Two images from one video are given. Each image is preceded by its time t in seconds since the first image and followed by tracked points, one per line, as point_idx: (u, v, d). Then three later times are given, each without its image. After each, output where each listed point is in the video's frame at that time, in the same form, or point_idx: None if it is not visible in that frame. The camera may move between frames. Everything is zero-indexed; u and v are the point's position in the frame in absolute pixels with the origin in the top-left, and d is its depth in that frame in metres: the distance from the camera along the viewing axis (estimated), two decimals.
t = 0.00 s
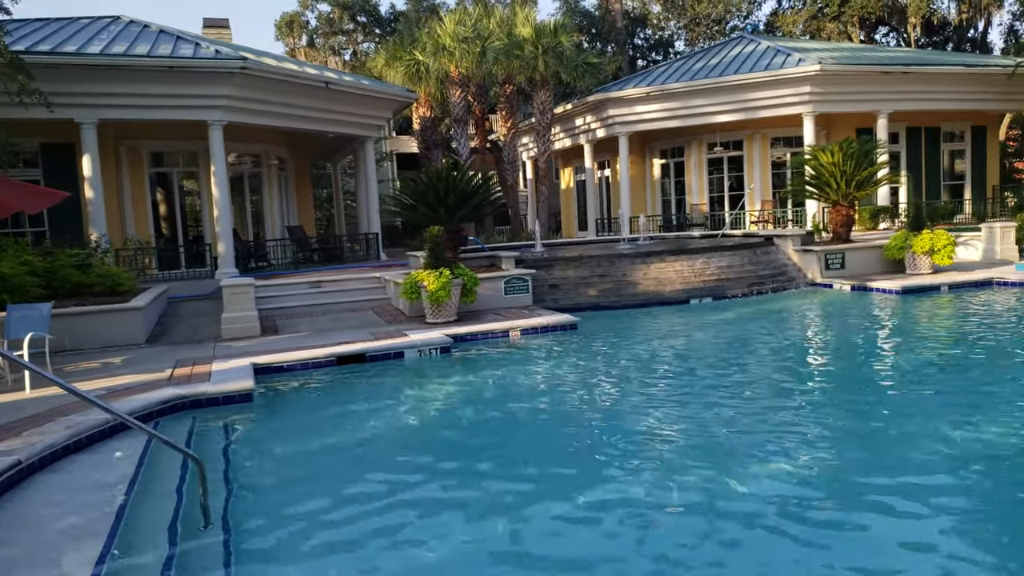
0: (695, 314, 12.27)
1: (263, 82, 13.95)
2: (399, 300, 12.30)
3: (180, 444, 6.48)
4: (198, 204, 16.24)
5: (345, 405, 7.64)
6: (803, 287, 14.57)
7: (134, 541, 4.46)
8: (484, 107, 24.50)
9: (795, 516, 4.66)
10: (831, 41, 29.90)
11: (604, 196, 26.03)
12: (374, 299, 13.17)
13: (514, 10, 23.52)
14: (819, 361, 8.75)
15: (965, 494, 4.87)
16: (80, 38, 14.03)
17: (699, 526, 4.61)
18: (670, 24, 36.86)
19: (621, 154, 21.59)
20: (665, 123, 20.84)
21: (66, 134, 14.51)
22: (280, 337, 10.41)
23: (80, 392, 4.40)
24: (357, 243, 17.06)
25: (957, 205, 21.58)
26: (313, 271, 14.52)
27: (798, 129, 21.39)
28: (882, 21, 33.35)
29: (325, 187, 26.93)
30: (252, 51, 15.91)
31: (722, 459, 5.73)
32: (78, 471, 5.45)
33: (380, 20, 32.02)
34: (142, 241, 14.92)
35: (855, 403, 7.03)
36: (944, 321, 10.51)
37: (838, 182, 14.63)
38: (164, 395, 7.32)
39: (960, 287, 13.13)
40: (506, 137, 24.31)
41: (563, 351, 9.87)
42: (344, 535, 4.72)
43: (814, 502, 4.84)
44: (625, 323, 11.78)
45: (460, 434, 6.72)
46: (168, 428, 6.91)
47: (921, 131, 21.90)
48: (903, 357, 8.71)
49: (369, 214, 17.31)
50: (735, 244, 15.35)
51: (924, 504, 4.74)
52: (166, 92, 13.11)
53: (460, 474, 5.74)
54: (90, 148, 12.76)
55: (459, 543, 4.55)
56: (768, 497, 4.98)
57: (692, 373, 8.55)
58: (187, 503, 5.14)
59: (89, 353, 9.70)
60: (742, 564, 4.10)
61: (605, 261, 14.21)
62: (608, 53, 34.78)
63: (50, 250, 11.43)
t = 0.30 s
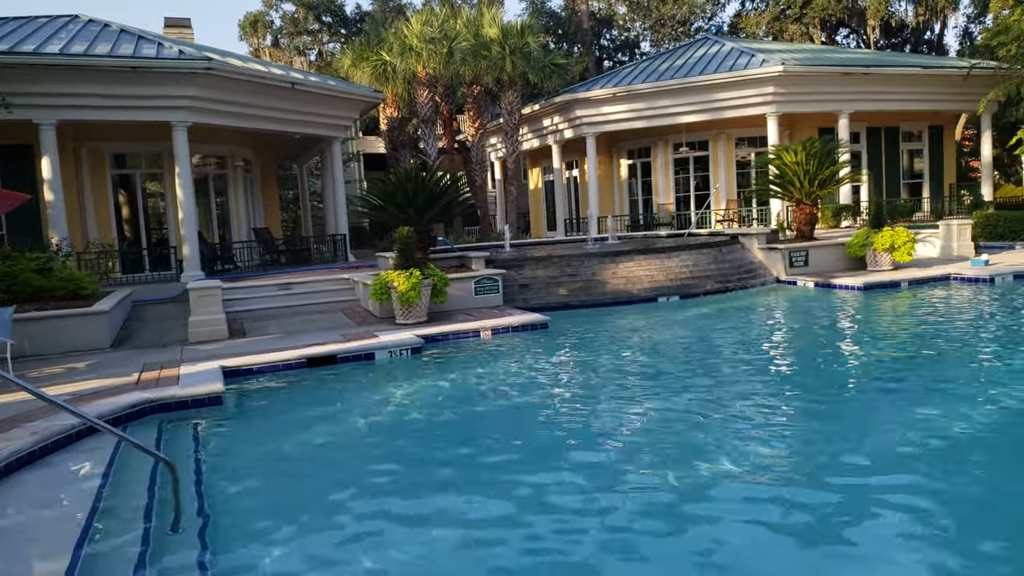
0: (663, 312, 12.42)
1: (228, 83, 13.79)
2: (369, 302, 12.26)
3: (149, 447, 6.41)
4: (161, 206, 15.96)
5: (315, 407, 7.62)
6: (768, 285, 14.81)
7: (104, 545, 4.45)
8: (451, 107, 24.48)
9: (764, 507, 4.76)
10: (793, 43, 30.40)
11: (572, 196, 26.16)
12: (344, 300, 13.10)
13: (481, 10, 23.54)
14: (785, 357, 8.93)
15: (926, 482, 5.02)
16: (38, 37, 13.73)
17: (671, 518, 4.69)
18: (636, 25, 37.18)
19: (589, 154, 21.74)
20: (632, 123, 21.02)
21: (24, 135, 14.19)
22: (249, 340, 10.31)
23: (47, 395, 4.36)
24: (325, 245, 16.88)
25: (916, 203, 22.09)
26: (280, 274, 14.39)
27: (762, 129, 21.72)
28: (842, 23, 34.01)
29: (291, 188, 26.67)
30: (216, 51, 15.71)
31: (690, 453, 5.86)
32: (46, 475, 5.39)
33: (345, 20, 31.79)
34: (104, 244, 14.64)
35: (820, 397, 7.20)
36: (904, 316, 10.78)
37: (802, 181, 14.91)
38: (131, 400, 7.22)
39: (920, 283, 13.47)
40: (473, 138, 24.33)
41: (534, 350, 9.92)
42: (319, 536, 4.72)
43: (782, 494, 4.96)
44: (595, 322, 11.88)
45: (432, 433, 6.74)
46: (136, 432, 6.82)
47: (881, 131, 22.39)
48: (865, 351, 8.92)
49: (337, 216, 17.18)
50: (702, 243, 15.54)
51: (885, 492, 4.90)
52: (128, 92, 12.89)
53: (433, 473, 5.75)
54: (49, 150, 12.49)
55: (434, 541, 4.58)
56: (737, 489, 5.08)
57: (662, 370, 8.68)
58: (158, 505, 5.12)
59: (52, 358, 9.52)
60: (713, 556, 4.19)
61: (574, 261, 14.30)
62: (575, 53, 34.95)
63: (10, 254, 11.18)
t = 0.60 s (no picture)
0: (616, 309, 12.56)
1: (173, 80, 13.47)
2: (321, 302, 12.13)
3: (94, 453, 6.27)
4: (105, 207, 15.52)
5: (267, 409, 7.53)
6: (718, 281, 15.10)
7: (47, 554, 4.36)
8: (404, 106, 24.33)
9: (711, 501, 4.88)
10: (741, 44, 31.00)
11: (527, 195, 26.24)
12: (295, 302, 12.94)
13: (432, 9, 23.43)
14: (735, 353, 9.12)
15: (866, 473, 5.21)
16: None
17: (624, 515, 4.77)
18: (588, 25, 37.46)
19: (542, 153, 21.84)
20: (584, 123, 21.20)
21: None
22: (197, 343, 10.12)
23: None
24: (275, 246, 16.58)
25: (860, 200, 22.74)
26: (229, 275, 14.14)
27: (711, 128, 22.11)
28: (788, 24, 34.80)
29: (240, 188, 26.19)
30: (160, 48, 15.33)
31: (640, 448, 5.97)
32: None
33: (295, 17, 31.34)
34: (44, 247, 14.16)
35: (768, 392, 7.38)
36: (849, 311, 11.12)
37: (749, 179, 15.21)
38: (74, 405, 7.03)
39: (863, 278, 13.89)
40: (427, 137, 24.24)
41: (488, 349, 9.96)
42: (270, 541, 4.66)
43: (730, 488, 5.08)
44: (549, 320, 11.97)
45: (386, 434, 6.72)
46: (79, 438, 6.65)
47: (826, 130, 22.99)
48: (812, 346, 9.18)
49: (288, 216, 16.91)
50: (654, 240, 15.77)
51: (826, 482, 5.08)
52: (68, 90, 12.48)
53: (387, 474, 5.74)
54: None
55: (387, 543, 4.58)
56: (686, 485, 5.19)
57: (614, 367, 8.80)
58: (103, 512, 5.03)
59: None
60: (663, 550, 4.28)
61: (528, 260, 14.37)
62: (527, 53, 35.03)
63: None
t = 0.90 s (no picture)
0: (571, 308, 12.66)
1: (118, 77, 13.12)
2: (272, 304, 11.96)
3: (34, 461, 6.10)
4: (45, 208, 15.02)
5: (216, 413, 7.41)
6: (670, 280, 15.34)
7: None
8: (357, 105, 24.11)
9: (665, 498, 4.97)
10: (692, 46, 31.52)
11: (482, 195, 26.24)
12: (246, 304, 12.74)
13: (385, 7, 23.24)
14: (687, 351, 9.29)
15: (814, 466, 5.36)
16: None
17: (579, 513, 4.82)
18: (541, 26, 37.66)
19: (497, 153, 21.87)
20: (538, 123, 21.30)
21: None
22: (144, 346, 9.89)
23: None
24: (225, 246, 16.28)
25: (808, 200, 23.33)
26: (177, 277, 13.84)
27: (663, 129, 22.42)
28: (738, 27, 35.49)
29: (188, 188, 25.63)
30: (103, 44, 14.91)
31: (593, 447, 6.06)
32: None
33: (245, 14, 30.76)
34: None
35: (719, 389, 7.53)
36: (796, 308, 11.42)
37: (700, 179, 15.47)
38: (13, 412, 6.81)
39: (810, 276, 14.27)
40: (380, 136, 24.08)
41: (442, 350, 9.96)
42: (222, 548, 4.58)
43: (683, 484, 5.18)
44: (504, 320, 12.02)
45: (338, 436, 6.69)
46: (18, 446, 6.45)
47: (775, 131, 23.52)
48: (760, 343, 9.40)
49: (238, 216, 16.61)
50: (607, 240, 15.94)
51: (770, 476, 5.23)
52: (5, 86, 12.04)
53: (343, 477, 5.70)
54: None
55: (343, 546, 4.54)
56: (640, 482, 5.27)
57: (568, 366, 8.88)
58: (43, 522, 4.92)
59: None
60: (619, 546, 4.34)
61: (483, 260, 14.39)
62: (482, 52, 35.02)
63: None
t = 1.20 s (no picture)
0: (543, 308, 12.77)
1: (84, 75, 12.96)
2: (243, 304, 11.90)
3: None
4: (9, 206, 14.76)
5: (186, 413, 7.40)
6: (642, 280, 15.52)
7: None
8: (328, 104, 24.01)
9: (635, 497, 5.08)
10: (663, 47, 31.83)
11: (455, 195, 26.25)
12: (217, 303, 12.65)
13: (356, 5, 23.14)
14: (657, 350, 9.44)
15: (781, 465, 5.50)
16: None
17: (551, 511, 4.92)
18: (514, 26, 37.75)
19: (469, 153, 21.91)
20: (511, 123, 21.37)
21: None
22: (112, 347, 9.80)
23: None
24: (195, 246, 16.12)
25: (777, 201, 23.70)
26: (146, 277, 13.70)
27: (635, 130, 22.63)
28: (709, 29, 35.90)
29: (157, 187, 25.32)
30: (69, 41, 14.69)
31: (563, 446, 6.17)
32: None
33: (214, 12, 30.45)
34: None
35: (688, 388, 7.68)
36: (765, 308, 11.63)
37: (671, 180, 15.66)
38: None
39: (779, 276, 14.54)
40: (352, 135, 24.00)
41: (414, 349, 10.01)
42: (196, 550, 4.60)
43: (653, 482, 5.30)
44: (476, 320, 12.09)
45: (311, 435, 6.73)
46: None
47: (745, 132, 23.85)
48: (729, 343, 9.58)
49: (208, 216, 16.47)
50: (579, 240, 16.06)
51: (736, 473, 5.39)
52: None
53: (317, 478, 5.73)
54: None
55: (318, 547, 4.60)
56: (610, 481, 5.38)
57: (540, 366, 8.99)
58: (9, 525, 4.91)
59: None
60: (587, 544, 4.45)
61: (456, 259, 14.44)
62: (454, 52, 34.98)
63: None
